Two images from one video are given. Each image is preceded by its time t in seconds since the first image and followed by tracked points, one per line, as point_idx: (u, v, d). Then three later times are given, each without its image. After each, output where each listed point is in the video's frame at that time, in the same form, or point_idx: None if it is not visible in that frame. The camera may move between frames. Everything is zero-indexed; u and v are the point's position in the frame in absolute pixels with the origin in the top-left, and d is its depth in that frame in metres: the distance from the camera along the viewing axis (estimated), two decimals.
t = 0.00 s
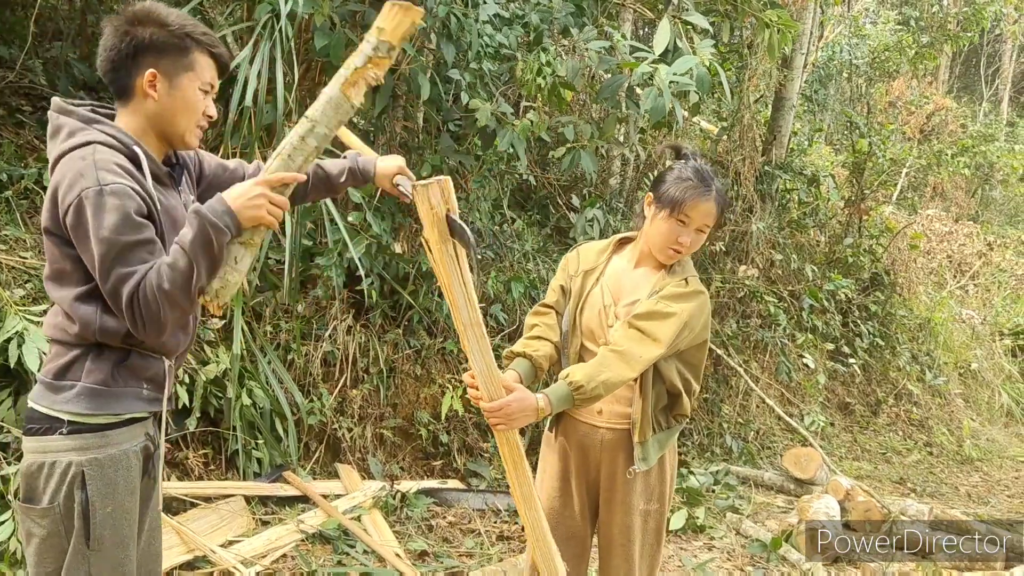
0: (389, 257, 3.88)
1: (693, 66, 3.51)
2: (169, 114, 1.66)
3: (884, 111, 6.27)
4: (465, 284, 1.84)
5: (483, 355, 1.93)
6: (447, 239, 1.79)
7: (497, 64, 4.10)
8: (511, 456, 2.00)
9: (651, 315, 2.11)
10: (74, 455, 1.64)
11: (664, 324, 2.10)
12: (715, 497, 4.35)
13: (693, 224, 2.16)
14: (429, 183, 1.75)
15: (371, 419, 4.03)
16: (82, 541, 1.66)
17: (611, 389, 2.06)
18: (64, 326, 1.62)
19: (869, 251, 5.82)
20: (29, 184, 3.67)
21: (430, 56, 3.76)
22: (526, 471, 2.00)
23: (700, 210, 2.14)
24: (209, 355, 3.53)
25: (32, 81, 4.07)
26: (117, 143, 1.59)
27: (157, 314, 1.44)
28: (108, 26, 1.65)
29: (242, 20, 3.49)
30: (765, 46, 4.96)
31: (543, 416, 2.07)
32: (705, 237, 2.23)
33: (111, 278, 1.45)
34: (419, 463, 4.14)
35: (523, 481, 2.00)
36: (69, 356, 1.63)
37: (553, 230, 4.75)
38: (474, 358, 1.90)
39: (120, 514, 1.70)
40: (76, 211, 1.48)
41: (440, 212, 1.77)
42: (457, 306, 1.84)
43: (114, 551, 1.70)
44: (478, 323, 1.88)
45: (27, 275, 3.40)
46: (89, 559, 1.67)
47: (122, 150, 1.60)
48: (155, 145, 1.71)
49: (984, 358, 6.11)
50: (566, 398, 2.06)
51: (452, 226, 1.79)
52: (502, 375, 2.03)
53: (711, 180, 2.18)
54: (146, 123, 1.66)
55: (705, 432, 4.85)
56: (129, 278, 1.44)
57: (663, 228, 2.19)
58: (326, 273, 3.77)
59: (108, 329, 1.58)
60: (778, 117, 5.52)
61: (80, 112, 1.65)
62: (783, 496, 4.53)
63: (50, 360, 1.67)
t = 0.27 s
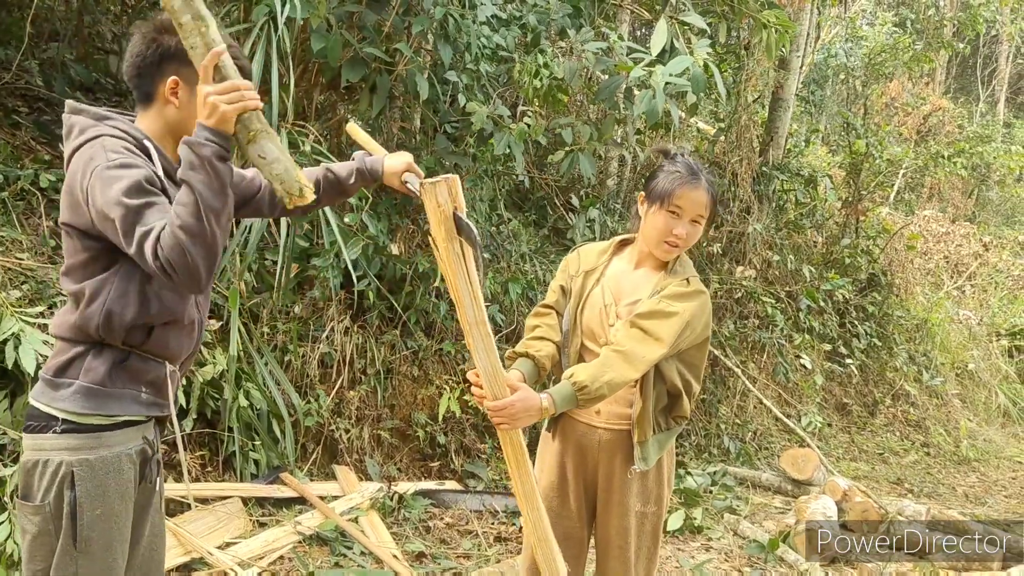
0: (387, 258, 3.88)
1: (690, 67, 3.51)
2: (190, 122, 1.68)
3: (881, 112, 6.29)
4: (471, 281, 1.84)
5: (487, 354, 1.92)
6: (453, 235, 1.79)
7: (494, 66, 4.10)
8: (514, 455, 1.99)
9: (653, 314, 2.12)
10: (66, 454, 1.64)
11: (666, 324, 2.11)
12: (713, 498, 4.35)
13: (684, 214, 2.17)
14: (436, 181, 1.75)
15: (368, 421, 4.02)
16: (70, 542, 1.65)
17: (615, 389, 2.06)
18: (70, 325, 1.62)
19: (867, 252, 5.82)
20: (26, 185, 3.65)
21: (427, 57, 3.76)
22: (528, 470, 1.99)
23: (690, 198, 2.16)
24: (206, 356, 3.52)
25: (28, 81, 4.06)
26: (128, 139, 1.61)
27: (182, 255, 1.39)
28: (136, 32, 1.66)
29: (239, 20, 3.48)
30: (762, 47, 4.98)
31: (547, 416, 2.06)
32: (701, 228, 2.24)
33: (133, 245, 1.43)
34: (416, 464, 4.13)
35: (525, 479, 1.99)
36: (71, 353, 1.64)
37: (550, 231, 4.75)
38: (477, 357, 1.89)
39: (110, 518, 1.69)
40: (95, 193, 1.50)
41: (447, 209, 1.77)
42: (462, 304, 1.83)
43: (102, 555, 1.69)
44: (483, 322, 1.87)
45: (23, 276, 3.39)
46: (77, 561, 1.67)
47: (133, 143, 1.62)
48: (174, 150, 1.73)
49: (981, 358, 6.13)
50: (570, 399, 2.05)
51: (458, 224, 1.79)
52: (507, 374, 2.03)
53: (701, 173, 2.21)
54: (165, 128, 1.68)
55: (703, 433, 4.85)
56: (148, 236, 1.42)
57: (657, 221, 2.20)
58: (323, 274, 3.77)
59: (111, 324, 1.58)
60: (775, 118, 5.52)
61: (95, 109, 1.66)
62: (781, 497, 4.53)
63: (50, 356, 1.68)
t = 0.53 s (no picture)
0: (384, 261, 3.87)
1: (686, 71, 3.52)
2: (216, 140, 1.67)
3: (875, 114, 6.31)
4: (476, 281, 1.83)
5: (491, 355, 1.92)
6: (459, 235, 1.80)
7: (490, 67, 4.10)
8: (517, 455, 1.99)
9: (655, 315, 2.12)
10: (46, 456, 1.65)
11: (668, 324, 2.11)
12: (710, 498, 4.35)
13: (686, 212, 2.17)
14: (441, 181, 1.76)
15: (365, 423, 4.02)
16: (49, 543, 1.66)
17: (617, 388, 2.06)
18: (64, 329, 1.63)
19: (863, 253, 5.82)
20: (20, 188, 3.64)
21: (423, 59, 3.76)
22: (531, 470, 2.00)
23: (691, 196, 2.17)
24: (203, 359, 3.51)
25: (23, 84, 4.04)
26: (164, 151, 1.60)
27: (212, 309, 1.34)
28: (168, 46, 1.65)
29: (235, 22, 3.48)
30: (758, 48, 4.98)
31: (550, 416, 2.06)
32: (704, 226, 2.24)
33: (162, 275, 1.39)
34: (413, 466, 4.14)
35: (527, 479, 2.00)
36: (57, 355, 1.65)
37: (547, 232, 4.75)
38: (481, 357, 1.89)
39: (90, 520, 1.70)
40: (131, 204, 1.45)
41: (452, 209, 1.78)
42: (466, 303, 1.83)
43: (83, 556, 1.70)
44: (487, 323, 1.87)
45: (18, 279, 3.38)
46: (57, 562, 1.68)
47: (169, 156, 1.60)
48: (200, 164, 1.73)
49: (977, 359, 6.15)
50: (573, 399, 2.06)
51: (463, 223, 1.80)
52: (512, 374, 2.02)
53: (702, 171, 2.22)
54: (194, 144, 1.68)
55: (700, 433, 4.85)
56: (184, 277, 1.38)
57: (659, 221, 2.21)
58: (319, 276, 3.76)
59: (109, 335, 1.58)
60: (772, 119, 5.52)
61: (128, 118, 1.65)
62: (778, 498, 4.54)
63: (38, 357, 1.70)
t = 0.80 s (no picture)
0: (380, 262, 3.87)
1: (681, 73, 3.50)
2: (203, 139, 1.69)
3: (870, 114, 6.34)
4: (463, 285, 1.86)
5: (480, 355, 1.95)
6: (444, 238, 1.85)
7: (486, 68, 4.09)
8: (507, 456, 2.03)
9: (645, 315, 2.11)
10: (56, 460, 1.65)
11: (659, 324, 2.10)
12: (707, 499, 4.36)
13: (685, 211, 2.18)
14: (427, 185, 1.83)
15: (361, 424, 4.01)
16: (59, 546, 1.67)
17: (607, 389, 2.06)
18: (63, 337, 1.63)
19: (859, 253, 5.83)
20: (16, 190, 3.62)
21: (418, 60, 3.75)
22: (521, 474, 2.03)
23: (691, 195, 2.18)
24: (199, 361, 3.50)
25: (18, 86, 4.03)
26: (149, 162, 1.61)
27: (175, 342, 1.43)
28: (150, 46, 1.65)
29: (230, 24, 3.47)
30: (753, 49, 4.99)
31: (540, 418, 2.07)
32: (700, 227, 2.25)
33: (131, 295, 1.44)
34: (409, 467, 4.14)
35: (518, 480, 2.02)
36: (63, 363, 1.64)
37: (543, 233, 4.75)
38: (469, 358, 1.93)
39: (99, 524, 1.69)
40: (105, 221, 1.47)
41: (437, 211, 1.85)
42: (452, 305, 1.87)
43: (92, 560, 1.70)
44: (475, 324, 1.91)
45: (13, 282, 3.36)
46: (66, 566, 1.68)
47: (153, 167, 1.61)
48: (184, 165, 1.74)
49: (972, 358, 6.16)
50: (562, 400, 2.06)
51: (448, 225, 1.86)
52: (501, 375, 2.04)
53: (702, 174, 2.24)
54: (179, 145, 1.69)
55: (697, 434, 4.86)
56: (153, 302, 1.44)
57: (655, 219, 2.21)
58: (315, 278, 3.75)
59: (105, 343, 1.58)
60: (767, 120, 5.52)
61: (111, 124, 1.65)
62: (774, 498, 4.54)
63: (45, 364, 1.69)
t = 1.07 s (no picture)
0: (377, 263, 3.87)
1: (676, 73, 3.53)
2: (202, 146, 1.70)
3: (864, 114, 6.36)
4: (474, 288, 1.83)
5: (489, 360, 1.92)
6: (458, 241, 1.78)
7: (481, 69, 4.09)
8: (516, 462, 1.99)
9: (645, 315, 2.12)
10: (85, 452, 1.69)
11: (659, 324, 2.11)
12: (703, 499, 4.36)
13: (668, 209, 2.18)
14: (445, 184, 1.72)
15: (357, 426, 4.01)
16: (84, 537, 1.70)
17: (615, 392, 2.05)
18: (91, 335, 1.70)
19: (854, 253, 5.86)
20: (10, 191, 3.58)
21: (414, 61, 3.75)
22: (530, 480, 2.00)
23: (674, 192, 2.18)
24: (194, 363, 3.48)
25: (12, 87, 3.99)
26: (144, 170, 1.66)
27: (175, 315, 1.47)
28: (147, 64, 1.71)
29: (225, 25, 3.46)
30: (748, 50, 5.00)
31: (548, 423, 2.05)
32: (688, 226, 2.23)
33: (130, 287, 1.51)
34: (406, 468, 4.13)
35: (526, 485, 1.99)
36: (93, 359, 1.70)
37: (538, 234, 4.76)
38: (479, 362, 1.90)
39: (123, 516, 1.73)
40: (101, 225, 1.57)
41: (453, 213, 1.75)
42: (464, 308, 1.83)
43: (113, 551, 1.72)
44: (488, 328, 1.87)
45: (8, 283, 3.32)
46: (89, 556, 1.70)
47: (148, 175, 1.66)
48: (189, 176, 1.77)
49: (967, 357, 6.18)
50: (569, 404, 2.06)
51: (463, 228, 1.77)
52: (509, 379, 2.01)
53: (688, 172, 2.24)
54: (181, 155, 1.72)
55: (693, 434, 4.86)
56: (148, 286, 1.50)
57: (640, 219, 2.22)
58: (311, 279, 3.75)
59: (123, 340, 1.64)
60: (763, 120, 5.51)
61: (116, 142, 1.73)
62: (771, 498, 4.54)
63: (78, 361, 1.76)
